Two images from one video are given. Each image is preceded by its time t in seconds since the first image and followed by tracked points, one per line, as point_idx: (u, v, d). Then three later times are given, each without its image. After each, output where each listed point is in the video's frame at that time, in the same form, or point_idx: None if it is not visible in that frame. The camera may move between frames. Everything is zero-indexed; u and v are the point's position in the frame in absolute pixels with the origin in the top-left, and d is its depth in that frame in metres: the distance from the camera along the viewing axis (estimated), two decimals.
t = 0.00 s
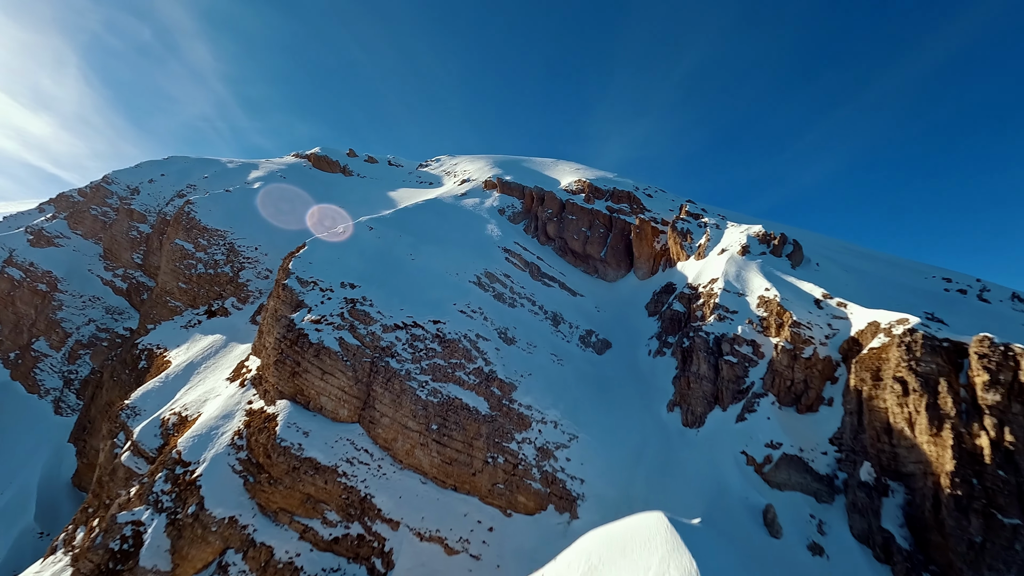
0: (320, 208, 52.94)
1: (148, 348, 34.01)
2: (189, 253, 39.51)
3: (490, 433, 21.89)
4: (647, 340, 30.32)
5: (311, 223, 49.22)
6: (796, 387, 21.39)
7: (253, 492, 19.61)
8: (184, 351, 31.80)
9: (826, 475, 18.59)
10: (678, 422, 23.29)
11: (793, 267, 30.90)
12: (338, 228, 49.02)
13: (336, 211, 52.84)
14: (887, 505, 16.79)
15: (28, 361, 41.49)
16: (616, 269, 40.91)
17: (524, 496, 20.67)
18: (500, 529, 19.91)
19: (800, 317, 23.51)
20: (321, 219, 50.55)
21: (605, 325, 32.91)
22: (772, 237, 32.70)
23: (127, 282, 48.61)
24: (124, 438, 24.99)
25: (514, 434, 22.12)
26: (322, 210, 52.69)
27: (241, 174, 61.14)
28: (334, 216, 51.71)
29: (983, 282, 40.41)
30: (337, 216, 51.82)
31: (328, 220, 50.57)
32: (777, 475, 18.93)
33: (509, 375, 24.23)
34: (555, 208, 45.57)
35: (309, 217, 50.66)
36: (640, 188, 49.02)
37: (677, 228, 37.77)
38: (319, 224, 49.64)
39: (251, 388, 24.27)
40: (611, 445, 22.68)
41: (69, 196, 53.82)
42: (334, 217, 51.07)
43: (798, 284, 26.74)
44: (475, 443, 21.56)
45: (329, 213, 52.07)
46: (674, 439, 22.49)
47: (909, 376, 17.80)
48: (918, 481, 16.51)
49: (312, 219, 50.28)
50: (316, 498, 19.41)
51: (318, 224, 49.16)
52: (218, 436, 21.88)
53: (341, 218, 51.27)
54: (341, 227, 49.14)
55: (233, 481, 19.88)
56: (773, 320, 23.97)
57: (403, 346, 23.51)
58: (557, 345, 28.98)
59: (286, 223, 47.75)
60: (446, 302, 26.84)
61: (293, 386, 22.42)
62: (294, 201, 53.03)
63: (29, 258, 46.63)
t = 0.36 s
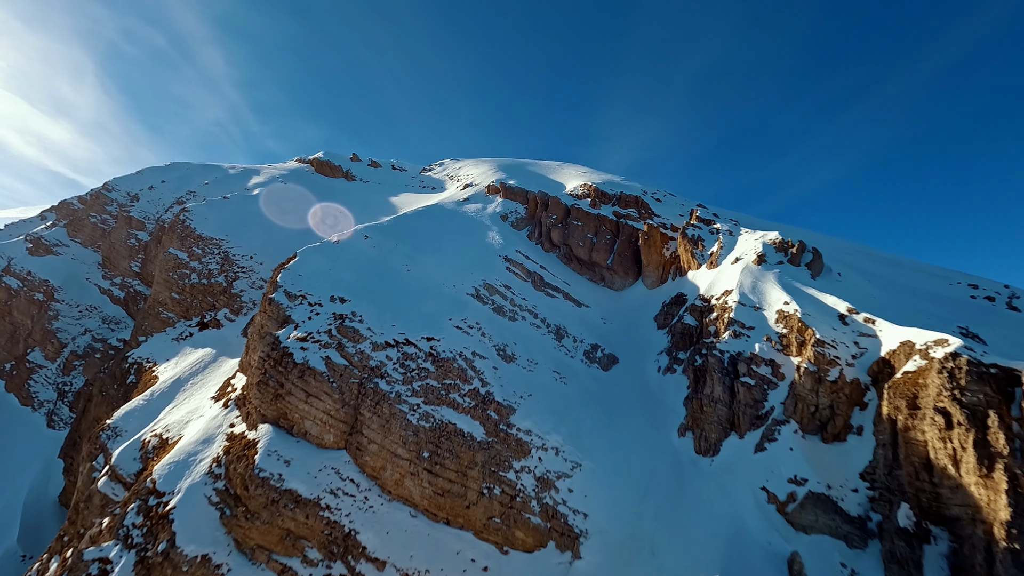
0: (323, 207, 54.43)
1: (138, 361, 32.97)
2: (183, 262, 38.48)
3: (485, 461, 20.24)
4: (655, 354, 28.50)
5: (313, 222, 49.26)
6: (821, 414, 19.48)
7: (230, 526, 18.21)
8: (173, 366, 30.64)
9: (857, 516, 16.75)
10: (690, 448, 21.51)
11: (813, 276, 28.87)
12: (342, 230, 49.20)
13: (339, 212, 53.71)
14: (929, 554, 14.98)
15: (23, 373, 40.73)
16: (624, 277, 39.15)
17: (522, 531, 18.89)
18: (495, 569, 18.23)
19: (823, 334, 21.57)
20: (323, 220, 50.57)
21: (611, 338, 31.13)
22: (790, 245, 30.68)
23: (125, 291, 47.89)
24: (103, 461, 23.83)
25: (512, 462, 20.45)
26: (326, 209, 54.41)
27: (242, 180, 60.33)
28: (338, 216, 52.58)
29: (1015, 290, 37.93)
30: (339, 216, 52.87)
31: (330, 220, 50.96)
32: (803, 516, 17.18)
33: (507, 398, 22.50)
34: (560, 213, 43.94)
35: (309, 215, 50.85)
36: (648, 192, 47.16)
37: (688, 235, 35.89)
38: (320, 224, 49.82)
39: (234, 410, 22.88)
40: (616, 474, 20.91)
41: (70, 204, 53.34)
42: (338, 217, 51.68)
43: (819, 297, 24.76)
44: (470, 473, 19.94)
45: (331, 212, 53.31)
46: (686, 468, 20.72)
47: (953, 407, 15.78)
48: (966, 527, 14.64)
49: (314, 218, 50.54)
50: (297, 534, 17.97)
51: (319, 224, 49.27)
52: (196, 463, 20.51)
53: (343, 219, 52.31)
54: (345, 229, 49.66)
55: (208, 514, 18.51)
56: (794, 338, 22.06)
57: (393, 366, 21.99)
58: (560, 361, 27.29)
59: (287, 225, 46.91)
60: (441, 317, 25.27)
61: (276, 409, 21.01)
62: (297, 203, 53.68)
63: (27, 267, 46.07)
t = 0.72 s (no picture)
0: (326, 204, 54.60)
1: (126, 376, 31.86)
2: (176, 272, 37.40)
3: (480, 494, 18.61)
4: (665, 371, 26.69)
5: (315, 223, 49.26)
6: (851, 445, 17.58)
7: (202, 567, 16.81)
8: (160, 382, 29.45)
9: (897, 567, 14.77)
10: (704, 480, 19.72)
11: (836, 287, 26.83)
12: (346, 229, 49.15)
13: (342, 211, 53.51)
14: None
15: (16, 385, 39.82)
16: (632, 286, 37.38)
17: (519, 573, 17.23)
18: None
19: (851, 355, 19.64)
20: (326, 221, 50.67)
21: (618, 352, 29.35)
22: (810, 253, 28.67)
23: (122, 300, 47.07)
24: (80, 486, 22.59)
25: (509, 495, 18.82)
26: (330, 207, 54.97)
27: (242, 186, 59.45)
28: (341, 215, 52.84)
29: None
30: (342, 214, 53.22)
31: (332, 220, 51.13)
32: (834, 565, 15.28)
33: (505, 422, 20.82)
34: (565, 219, 42.23)
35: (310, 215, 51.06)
36: (657, 196, 45.28)
37: (699, 242, 34.02)
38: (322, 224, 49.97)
39: (215, 433, 21.57)
40: (623, 508, 19.16)
41: (69, 211, 52.76)
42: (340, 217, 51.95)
43: (845, 311, 22.77)
44: (463, 507, 18.29)
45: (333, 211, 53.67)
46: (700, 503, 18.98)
47: (1010, 446, 13.88)
48: None
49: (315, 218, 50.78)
50: None
51: (321, 225, 49.30)
52: (170, 493, 19.16)
53: (346, 217, 52.60)
54: (350, 228, 49.75)
55: (179, 553, 17.07)
56: (818, 359, 20.16)
57: (382, 388, 20.45)
58: (563, 379, 25.58)
59: (285, 232, 45.76)
60: (435, 333, 23.67)
61: (256, 435, 19.62)
62: (300, 207, 54.29)
63: (24, 275, 45.37)
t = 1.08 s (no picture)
0: (326, 208, 54.42)
1: (113, 392, 30.72)
2: (168, 282, 36.31)
3: (473, 533, 16.96)
4: (676, 390, 24.90)
5: (318, 224, 49.87)
6: (887, 483, 15.71)
7: None
8: (145, 400, 28.23)
9: None
10: (721, 516, 17.93)
11: (862, 299, 24.79)
12: (350, 230, 49.23)
13: (342, 216, 53.05)
14: None
15: (8, 399, 38.61)
16: (641, 296, 35.64)
17: None
18: None
19: (884, 379, 17.71)
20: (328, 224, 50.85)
21: (626, 368, 27.57)
22: (832, 262, 26.66)
23: (118, 309, 46.24)
24: (53, 515, 21.30)
25: (506, 533, 17.17)
26: (331, 211, 55.03)
27: (242, 191, 58.52)
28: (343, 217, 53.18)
29: None
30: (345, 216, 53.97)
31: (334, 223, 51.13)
32: None
33: (502, 452, 19.14)
34: (569, 224, 40.52)
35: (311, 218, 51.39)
36: (666, 200, 43.35)
37: (711, 249, 32.13)
38: (324, 227, 50.09)
39: (192, 460, 20.24)
40: (632, 548, 17.40)
41: (68, 219, 52.08)
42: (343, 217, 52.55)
43: (874, 327, 20.79)
44: (454, 548, 16.65)
45: (334, 214, 54.18)
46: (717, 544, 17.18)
47: None
48: None
49: (317, 219, 51.47)
50: None
51: (323, 227, 49.40)
52: (141, 528, 17.77)
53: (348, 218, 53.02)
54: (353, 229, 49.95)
55: None
56: (847, 383, 18.28)
57: (369, 415, 18.91)
58: (566, 399, 23.85)
59: (282, 239, 44.57)
60: (428, 352, 22.09)
61: (233, 466, 18.17)
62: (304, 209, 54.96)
63: (19, 284, 44.57)
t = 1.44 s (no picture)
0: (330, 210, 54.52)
1: (98, 409, 29.55)
2: (158, 292, 35.17)
3: None
4: (687, 412, 23.10)
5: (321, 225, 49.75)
6: (930, 532, 13.83)
7: None
8: (127, 419, 27.00)
9: None
10: (739, 561, 16.15)
11: (891, 313, 22.81)
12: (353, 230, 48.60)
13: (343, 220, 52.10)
14: None
15: None
16: (649, 306, 33.84)
17: None
18: None
19: (924, 410, 15.71)
20: (332, 225, 50.52)
21: (633, 386, 25.79)
22: (856, 272, 24.62)
23: (113, 319, 45.51)
24: (22, 547, 19.99)
25: None
26: (335, 213, 54.67)
27: (240, 197, 57.52)
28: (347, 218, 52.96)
29: None
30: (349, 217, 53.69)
31: (337, 224, 50.71)
32: None
33: (497, 486, 17.49)
34: (574, 230, 38.81)
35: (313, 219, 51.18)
36: (675, 203, 41.41)
37: (724, 257, 30.24)
38: (328, 228, 49.91)
39: (166, 491, 18.89)
40: None
41: (64, 226, 51.33)
42: (346, 218, 52.44)
43: (908, 347, 18.75)
44: None
45: (338, 216, 54.21)
46: None
47: None
48: None
49: (321, 220, 51.44)
50: None
51: (326, 228, 49.01)
52: (104, 570, 16.35)
53: (352, 219, 52.87)
54: (357, 230, 49.52)
55: None
56: (880, 413, 16.35)
57: (352, 445, 17.38)
58: (569, 422, 22.14)
59: (278, 246, 43.31)
60: (419, 372, 20.50)
61: (205, 501, 16.75)
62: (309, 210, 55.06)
63: (13, 294, 43.58)
